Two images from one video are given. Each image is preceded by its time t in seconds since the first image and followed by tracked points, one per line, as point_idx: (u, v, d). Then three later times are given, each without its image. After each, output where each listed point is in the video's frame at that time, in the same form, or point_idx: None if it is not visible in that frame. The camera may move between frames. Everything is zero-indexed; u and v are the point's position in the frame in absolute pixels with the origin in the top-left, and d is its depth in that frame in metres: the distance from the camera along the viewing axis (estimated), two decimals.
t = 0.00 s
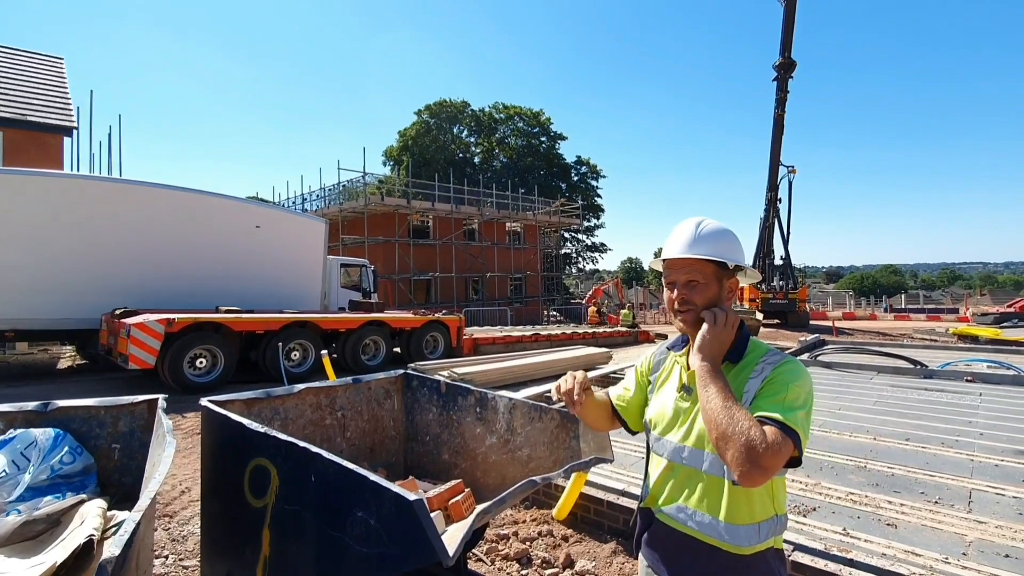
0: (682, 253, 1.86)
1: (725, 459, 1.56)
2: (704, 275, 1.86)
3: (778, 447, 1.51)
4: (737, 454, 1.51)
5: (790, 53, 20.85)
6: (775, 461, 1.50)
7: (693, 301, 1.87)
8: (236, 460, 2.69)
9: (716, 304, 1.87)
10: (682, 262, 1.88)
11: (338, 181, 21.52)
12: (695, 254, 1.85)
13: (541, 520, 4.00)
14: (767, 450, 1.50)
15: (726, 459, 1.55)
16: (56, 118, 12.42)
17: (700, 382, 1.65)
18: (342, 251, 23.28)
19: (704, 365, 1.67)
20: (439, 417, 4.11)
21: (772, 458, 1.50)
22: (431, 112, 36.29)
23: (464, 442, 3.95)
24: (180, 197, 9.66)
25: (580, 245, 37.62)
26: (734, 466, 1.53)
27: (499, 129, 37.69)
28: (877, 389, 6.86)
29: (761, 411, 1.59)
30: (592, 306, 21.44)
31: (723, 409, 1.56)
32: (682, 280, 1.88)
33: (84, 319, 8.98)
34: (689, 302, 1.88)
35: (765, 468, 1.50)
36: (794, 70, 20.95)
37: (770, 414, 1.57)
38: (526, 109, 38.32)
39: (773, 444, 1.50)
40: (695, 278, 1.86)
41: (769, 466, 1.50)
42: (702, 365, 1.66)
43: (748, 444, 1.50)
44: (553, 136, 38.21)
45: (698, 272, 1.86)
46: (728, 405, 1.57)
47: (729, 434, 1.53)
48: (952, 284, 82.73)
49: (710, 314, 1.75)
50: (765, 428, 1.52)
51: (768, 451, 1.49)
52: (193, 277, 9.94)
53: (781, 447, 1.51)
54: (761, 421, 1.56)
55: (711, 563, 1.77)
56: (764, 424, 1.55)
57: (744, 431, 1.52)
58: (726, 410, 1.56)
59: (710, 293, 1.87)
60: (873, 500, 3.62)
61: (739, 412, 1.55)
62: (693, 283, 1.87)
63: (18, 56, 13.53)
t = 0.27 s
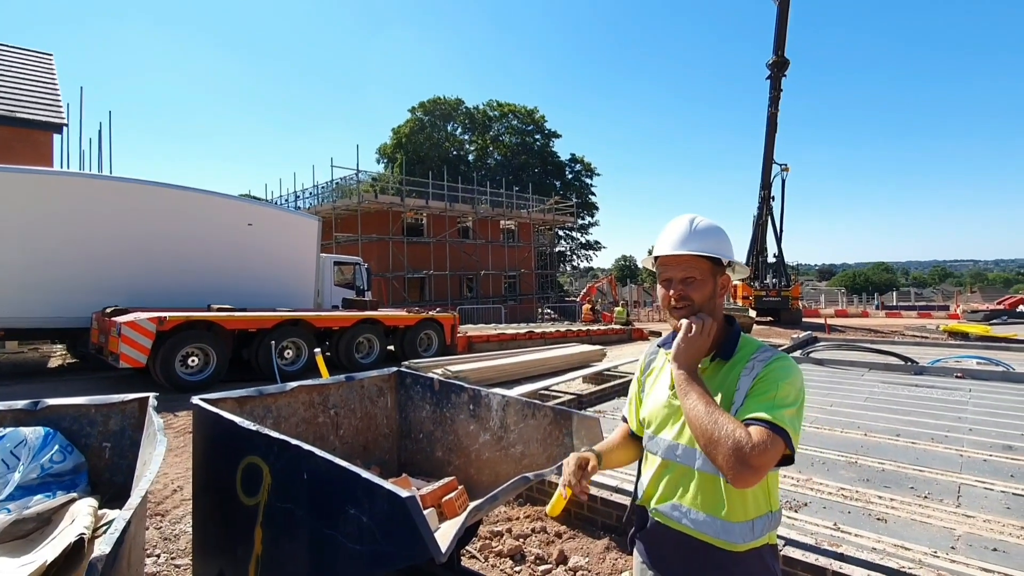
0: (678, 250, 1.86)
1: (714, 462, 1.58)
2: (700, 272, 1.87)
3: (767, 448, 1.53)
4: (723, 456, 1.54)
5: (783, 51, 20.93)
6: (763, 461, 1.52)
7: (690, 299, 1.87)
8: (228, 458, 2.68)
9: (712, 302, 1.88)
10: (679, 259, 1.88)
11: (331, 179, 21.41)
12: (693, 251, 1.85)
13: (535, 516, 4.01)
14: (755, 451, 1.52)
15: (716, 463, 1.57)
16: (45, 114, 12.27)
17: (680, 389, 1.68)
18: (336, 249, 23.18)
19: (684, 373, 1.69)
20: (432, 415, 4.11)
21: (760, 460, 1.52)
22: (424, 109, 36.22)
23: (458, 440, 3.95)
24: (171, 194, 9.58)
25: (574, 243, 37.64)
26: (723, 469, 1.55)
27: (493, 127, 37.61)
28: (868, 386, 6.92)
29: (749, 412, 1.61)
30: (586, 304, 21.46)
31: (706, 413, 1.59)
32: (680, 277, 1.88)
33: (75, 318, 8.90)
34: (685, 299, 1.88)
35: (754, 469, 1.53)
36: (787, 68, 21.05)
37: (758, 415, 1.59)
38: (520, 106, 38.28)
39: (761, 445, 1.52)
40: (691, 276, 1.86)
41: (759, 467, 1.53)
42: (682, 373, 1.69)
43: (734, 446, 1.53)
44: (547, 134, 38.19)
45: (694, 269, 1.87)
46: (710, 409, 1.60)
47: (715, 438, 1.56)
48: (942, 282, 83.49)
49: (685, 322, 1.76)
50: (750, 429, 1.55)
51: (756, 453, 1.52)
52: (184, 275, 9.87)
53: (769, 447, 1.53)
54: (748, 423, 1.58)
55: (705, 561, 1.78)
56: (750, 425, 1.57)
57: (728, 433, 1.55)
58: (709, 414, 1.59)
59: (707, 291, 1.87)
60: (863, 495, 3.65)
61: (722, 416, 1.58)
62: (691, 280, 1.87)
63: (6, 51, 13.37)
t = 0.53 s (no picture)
0: (684, 243, 1.87)
1: (706, 462, 1.60)
2: (703, 267, 1.88)
3: (759, 448, 1.54)
4: (716, 456, 1.55)
5: (776, 50, 21.01)
6: (753, 462, 1.53)
7: (692, 293, 1.87)
8: (220, 456, 2.67)
9: (713, 299, 1.89)
10: (684, 252, 1.89)
11: (325, 177, 21.32)
12: (699, 245, 1.86)
13: (529, 514, 4.02)
14: (746, 451, 1.54)
15: (708, 462, 1.58)
16: (35, 111, 12.13)
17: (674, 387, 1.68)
18: (330, 247, 23.08)
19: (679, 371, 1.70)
20: (426, 413, 4.11)
21: (751, 460, 1.54)
22: (418, 107, 36.13)
23: (452, 438, 3.95)
24: (163, 192, 9.51)
25: (569, 241, 37.67)
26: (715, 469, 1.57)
27: (488, 125, 37.57)
28: (860, 383, 6.98)
29: (742, 411, 1.62)
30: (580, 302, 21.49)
31: (700, 412, 1.60)
32: (683, 271, 1.88)
33: (66, 316, 8.83)
34: (687, 293, 1.88)
35: (745, 469, 1.54)
36: (780, 67, 21.15)
37: (750, 414, 1.60)
38: (515, 104, 38.25)
39: (751, 446, 1.54)
40: (694, 271, 1.87)
41: (750, 467, 1.54)
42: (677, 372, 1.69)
43: (726, 446, 1.54)
44: (541, 132, 38.18)
45: (699, 264, 1.88)
46: (704, 409, 1.60)
47: (708, 437, 1.57)
48: (933, 279, 84.22)
49: (683, 319, 1.76)
50: (743, 429, 1.56)
51: (748, 453, 1.53)
52: (176, 273, 9.80)
53: (761, 447, 1.54)
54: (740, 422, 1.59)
55: (696, 559, 1.79)
56: (741, 425, 1.58)
57: (721, 433, 1.56)
58: (702, 414, 1.60)
59: (709, 287, 1.88)
60: (854, 491, 3.69)
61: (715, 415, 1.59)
62: (694, 275, 1.87)
63: None
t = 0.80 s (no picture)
0: (678, 246, 1.87)
1: (704, 458, 1.60)
2: (699, 269, 1.88)
3: (756, 444, 1.55)
4: (715, 449, 1.56)
5: (770, 49, 21.10)
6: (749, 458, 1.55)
7: (688, 296, 1.88)
8: (213, 457, 2.66)
9: (708, 300, 1.90)
10: (679, 255, 1.89)
11: (319, 175, 21.24)
12: (695, 247, 1.86)
13: (524, 512, 4.03)
14: (743, 447, 1.55)
15: (707, 457, 1.59)
16: (25, 109, 12.00)
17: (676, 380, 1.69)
18: (324, 246, 23.00)
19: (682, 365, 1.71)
20: (421, 412, 4.11)
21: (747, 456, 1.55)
22: (413, 105, 36.04)
23: (447, 437, 3.95)
24: (155, 191, 9.45)
25: (564, 240, 37.70)
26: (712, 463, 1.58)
27: (483, 123, 37.53)
28: (852, 380, 7.02)
29: (740, 408, 1.63)
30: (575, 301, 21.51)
31: (700, 406, 1.61)
32: (678, 274, 1.89)
33: (57, 316, 8.76)
34: (684, 295, 1.89)
35: (742, 465, 1.55)
36: (774, 66, 21.23)
37: (748, 411, 1.61)
38: (510, 103, 38.23)
39: (749, 443, 1.55)
40: (690, 273, 1.87)
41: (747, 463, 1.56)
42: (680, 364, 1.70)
43: (725, 441, 1.55)
44: (536, 131, 38.19)
45: (695, 266, 1.88)
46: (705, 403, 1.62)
47: (709, 432, 1.58)
48: (925, 277, 84.81)
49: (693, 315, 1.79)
50: (742, 425, 1.57)
51: (745, 449, 1.55)
52: (168, 272, 9.73)
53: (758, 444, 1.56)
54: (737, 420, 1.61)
55: (692, 557, 1.80)
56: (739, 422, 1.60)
57: (720, 427, 1.57)
58: (703, 408, 1.61)
59: (705, 288, 1.89)
60: (847, 487, 3.71)
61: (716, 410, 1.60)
62: (690, 277, 1.88)
63: None
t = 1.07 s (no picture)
0: (676, 243, 1.87)
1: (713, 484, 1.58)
2: (697, 268, 1.89)
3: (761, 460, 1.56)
4: (723, 476, 1.53)
5: (765, 48, 21.16)
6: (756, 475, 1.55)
7: (686, 295, 1.88)
8: (207, 456, 2.65)
9: (706, 299, 1.90)
10: (677, 254, 1.89)
11: (315, 174, 21.16)
12: (694, 246, 1.86)
13: (520, 511, 4.03)
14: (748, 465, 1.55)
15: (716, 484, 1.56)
16: (16, 107, 11.89)
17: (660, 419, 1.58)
18: (320, 245, 22.93)
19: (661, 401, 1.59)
20: (416, 411, 4.10)
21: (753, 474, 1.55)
22: (408, 104, 35.95)
23: (442, 436, 3.95)
24: (149, 190, 9.40)
25: (560, 238, 37.72)
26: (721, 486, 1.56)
27: (479, 122, 37.48)
28: (846, 378, 7.06)
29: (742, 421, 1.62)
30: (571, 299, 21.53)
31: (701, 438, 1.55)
32: (677, 272, 1.89)
33: (50, 316, 8.70)
34: (682, 294, 1.88)
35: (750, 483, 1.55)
36: (769, 65, 21.29)
37: (750, 428, 1.60)
38: (505, 102, 38.20)
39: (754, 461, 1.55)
40: (688, 272, 1.88)
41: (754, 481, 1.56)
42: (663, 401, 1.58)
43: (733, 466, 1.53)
44: (532, 129, 38.20)
45: (692, 265, 1.88)
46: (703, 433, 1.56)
47: (718, 462, 1.53)
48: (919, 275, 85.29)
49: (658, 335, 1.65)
50: (747, 446, 1.56)
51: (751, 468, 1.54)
52: (162, 272, 9.68)
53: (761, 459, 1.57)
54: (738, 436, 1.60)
55: (688, 555, 1.81)
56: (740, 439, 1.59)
57: (725, 454, 1.53)
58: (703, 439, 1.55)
59: (702, 288, 1.90)
60: (841, 484, 3.74)
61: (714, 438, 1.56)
62: (687, 276, 1.88)
63: None
